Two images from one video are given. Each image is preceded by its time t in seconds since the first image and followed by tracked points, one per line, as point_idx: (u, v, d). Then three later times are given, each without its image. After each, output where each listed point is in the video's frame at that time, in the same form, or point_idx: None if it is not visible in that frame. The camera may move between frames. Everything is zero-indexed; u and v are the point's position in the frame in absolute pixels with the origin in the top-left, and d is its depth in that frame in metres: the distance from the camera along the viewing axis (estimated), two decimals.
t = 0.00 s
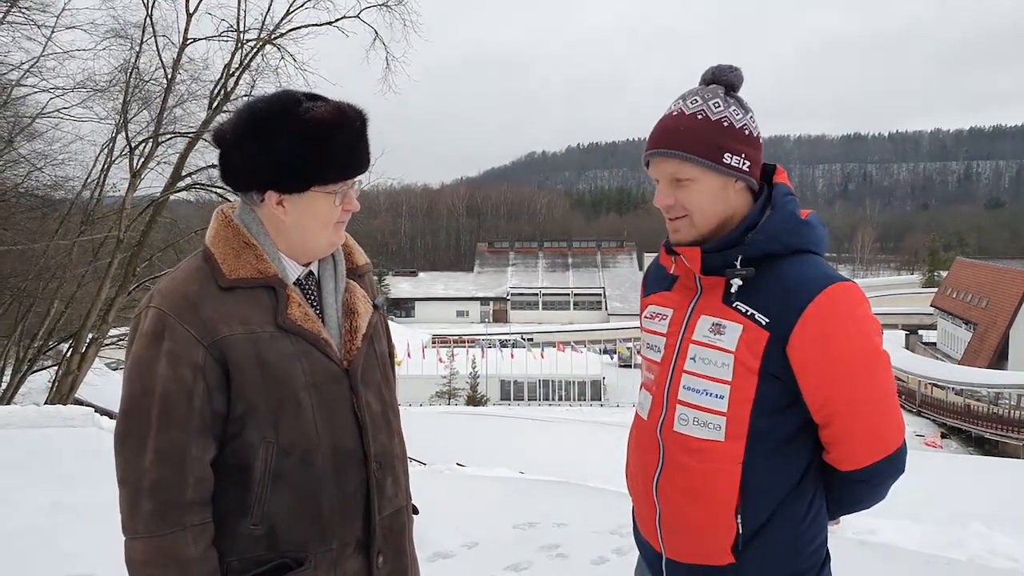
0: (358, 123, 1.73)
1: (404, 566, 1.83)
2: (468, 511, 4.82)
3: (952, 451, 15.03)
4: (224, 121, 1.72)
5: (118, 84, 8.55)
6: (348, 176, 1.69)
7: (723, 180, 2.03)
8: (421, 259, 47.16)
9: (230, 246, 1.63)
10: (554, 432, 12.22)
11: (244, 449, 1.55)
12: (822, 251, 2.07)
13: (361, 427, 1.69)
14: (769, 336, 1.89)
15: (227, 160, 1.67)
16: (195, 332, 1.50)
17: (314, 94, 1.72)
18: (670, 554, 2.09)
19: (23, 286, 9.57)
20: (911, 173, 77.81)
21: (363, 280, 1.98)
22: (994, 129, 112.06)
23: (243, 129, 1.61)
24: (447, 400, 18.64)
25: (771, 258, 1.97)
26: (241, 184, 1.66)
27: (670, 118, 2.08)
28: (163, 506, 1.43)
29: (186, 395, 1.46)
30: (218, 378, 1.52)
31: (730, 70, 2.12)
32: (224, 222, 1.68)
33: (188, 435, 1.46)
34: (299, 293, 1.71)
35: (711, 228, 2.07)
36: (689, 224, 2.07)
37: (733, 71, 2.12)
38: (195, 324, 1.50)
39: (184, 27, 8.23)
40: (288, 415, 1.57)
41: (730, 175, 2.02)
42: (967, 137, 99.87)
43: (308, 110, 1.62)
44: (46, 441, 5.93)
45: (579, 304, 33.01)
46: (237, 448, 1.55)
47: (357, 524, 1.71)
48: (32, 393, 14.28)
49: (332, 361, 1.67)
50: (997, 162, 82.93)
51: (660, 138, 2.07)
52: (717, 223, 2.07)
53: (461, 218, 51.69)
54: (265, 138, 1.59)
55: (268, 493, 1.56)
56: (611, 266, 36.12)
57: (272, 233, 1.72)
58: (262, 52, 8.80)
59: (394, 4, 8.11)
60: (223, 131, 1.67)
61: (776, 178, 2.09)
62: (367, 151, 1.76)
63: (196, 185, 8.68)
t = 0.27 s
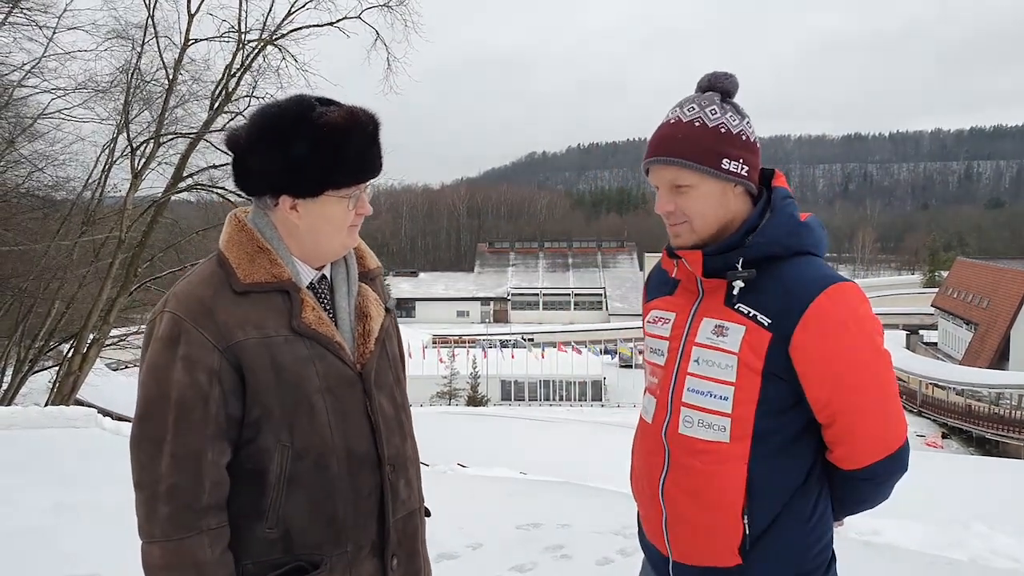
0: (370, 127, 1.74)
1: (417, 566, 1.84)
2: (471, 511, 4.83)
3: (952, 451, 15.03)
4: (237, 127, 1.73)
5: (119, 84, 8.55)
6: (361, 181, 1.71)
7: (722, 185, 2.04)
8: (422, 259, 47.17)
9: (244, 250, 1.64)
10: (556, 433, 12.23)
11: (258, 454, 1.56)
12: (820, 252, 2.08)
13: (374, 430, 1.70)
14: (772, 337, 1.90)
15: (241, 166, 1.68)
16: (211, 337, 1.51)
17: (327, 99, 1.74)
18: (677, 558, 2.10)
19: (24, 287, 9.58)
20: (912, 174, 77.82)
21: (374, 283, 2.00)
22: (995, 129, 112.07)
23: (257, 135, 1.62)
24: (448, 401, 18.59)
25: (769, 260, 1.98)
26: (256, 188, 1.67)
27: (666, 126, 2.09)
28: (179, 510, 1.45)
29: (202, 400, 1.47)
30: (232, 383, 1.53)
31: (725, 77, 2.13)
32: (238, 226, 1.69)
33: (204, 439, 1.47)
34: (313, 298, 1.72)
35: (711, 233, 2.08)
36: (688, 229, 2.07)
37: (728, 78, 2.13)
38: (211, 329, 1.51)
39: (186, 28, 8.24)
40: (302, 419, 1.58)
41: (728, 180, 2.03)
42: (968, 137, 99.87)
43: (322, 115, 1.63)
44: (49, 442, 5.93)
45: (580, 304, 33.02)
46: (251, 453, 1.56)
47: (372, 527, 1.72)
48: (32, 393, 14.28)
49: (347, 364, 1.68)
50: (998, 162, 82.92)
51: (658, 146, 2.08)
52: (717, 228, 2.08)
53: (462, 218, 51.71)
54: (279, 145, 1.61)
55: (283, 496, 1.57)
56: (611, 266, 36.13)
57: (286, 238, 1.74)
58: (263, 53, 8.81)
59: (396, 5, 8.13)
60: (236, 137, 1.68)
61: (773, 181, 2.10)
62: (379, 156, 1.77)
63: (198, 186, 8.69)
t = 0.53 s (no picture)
0: (386, 130, 1.68)
1: (430, 569, 1.79)
2: (476, 512, 4.79)
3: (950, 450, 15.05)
4: (250, 129, 1.67)
5: (114, 83, 8.47)
6: (376, 185, 1.65)
7: (722, 187, 1.99)
8: (420, 259, 47.08)
9: (258, 253, 1.58)
10: (557, 433, 12.17)
11: (272, 457, 1.51)
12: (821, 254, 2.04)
13: (389, 434, 1.65)
14: (775, 336, 1.85)
15: (254, 167, 1.62)
16: (226, 340, 1.46)
17: (341, 101, 1.68)
18: (680, 560, 2.04)
19: (18, 287, 9.47)
20: (908, 174, 78.12)
21: (386, 286, 1.94)
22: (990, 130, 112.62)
23: (272, 137, 1.57)
24: (447, 402, 18.32)
25: (770, 260, 1.94)
26: (268, 190, 1.61)
27: (664, 131, 2.04)
28: (194, 513, 1.39)
29: (217, 403, 1.42)
30: (247, 387, 1.48)
31: (720, 81, 2.09)
32: (251, 229, 1.63)
33: (219, 443, 1.42)
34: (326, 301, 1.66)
35: (712, 235, 2.03)
36: (689, 232, 2.03)
37: (724, 82, 2.10)
38: (226, 331, 1.46)
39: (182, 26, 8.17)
40: (317, 422, 1.53)
41: (728, 183, 1.99)
42: (963, 138, 100.32)
43: (337, 119, 1.58)
44: (45, 444, 5.85)
45: (579, 304, 33.02)
46: (265, 456, 1.51)
47: (385, 531, 1.66)
48: (28, 394, 14.15)
49: (360, 367, 1.62)
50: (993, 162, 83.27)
51: (658, 149, 2.03)
52: (718, 230, 2.04)
53: (461, 219, 51.65)
54: (294, 147, 1.55)
55: (297, 500, 1.52)
56: (610, 266, 36.13)
57: (299, 240, 1.68)
58: (261, 51, 8.73)
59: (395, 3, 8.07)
60: (250, 139, 1.63)
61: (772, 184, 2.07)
62: (393, 158, 1.72)
63: (194, 184, 8.61)
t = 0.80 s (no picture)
0: (393, 134, 1.70)
1: (432, 569, 1.82)
2: (472, 511, 4.81)
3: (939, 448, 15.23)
4: (258, 132, 1.70)
5: (106, 82, 8.43)
6: (381, 187, 1.68)
7: (712, 188, 2.04)
8: (413, 258, 47.06)
9: (264, 254, 1.61)
10: (551, 432, 12.22)
11: (278, 457, 1.53)
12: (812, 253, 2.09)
13: (393, 435, 1.68)
14: (770, 334, 1.90)
15: (262, 170, 1.65)
16: (232, 340, 1.48)
17: (349, 104, 1.71)
18: (676, 557, 2.09)
19: (8, 288, 9.41)
20: (898, 174, 78.80)
21: (391, 288, 1.97)
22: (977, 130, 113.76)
23: (281, 140, 1.60)
24: (440, 401, 18.53)
25: (763, 260, 1.99)
26: (276, 192, 1.64)
27: (655, 133, 2.09)
28: (199, 512, 1.42)
29: (223, 403, 1.45)
30: (253, 388, 1.51)
31: (708, 85, 2.14)
32: (258, 231, 1.65)
33: (225, 443, 1.44)
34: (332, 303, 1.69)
35: (704, 234, 2.08)
36: (682, 232, 2.08)
37: (712, 86, 2.14)
38: (232, 332, 1.49)
39: (175, 26, 8.14)
40: (322, 422, 1.56)
41: (719, 183, 2.04)
42: (952, 138, 101.23)
43: (345, 122, 1.61)
44: (38, 446, 5.82)
45: (571, 304, 33.12)
46: (269, 455, 1.53)
47: (389, 531, 1.69)
48: (19, 396, 14.07)
49: (365, 368, 1.65)
50: (981, 162, 84.13)
51: (649, 152, 2.08)
52: (709, 229, 2.08)
53: (454, 218, 51.66)
54: (302, 150, 1.58)
55: (302, 500, 1.54)
56: (603, 265, 36.23)
57: (306, 242, 1.71)
58: (254, 51, 8.71)
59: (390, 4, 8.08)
60: (258, 141, 1.66)
61: (763, 186, 2.12)
62: (399, 161, 1.74)
63: (187, 185, 8.59)
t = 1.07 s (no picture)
0: (391, 133, 1.69)
1: (427, 569, 1.81)
2: (462, 511, 4.80)
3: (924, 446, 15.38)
4: (255, 129, 1.68)
5: (90, 81, 8.34)
6: (379, 187, 1.66)
7: (703, 185, 2.05)
8: (402, 259, 46.93)
9: (261, 253, 1.60)
10: (540, 432, 12.22)
11: (274, 456, 1.51)
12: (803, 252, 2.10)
13: (389, 434, 1.67)
14: (758, 331, 1.91)
15: (258, 167, 1.63)
16: (228, 339, 1.47)
17: (347, 103, 1.70)
18: (664, 553, 2.08)
19: None
20: (884, 175, 79.52)
21: (388, 288, 1.96)
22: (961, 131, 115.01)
23: (277, 138, 1.58)
24: (429, 401, 18.53)
25: (753, 258, 1.99)
26: (272, 189, 1.63)
27: (648, 130, 2.09)
28: (194, 511, 1.40)
29: (219, 401, 1.43)
30: (249, 386, 1.49)
31: (702, 84, 2.14)
32: (254, 229, 1.64)
33: (221, 441, 1.43)
34: (329, 302, 1.68)
35: (694, 232, 2.09)
36: (672, 229, 2.08)
37: (704, 85, 2.15)
38: (228, 330, 1.47)
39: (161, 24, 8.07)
40: (319, 421, 1.55)
41: (709, 181, 2.04)
42: (936, 139, 102.30)
43: (343, 120, 1.60)
44: (21, 448, 5.74)
45: (560, 304, 33.17)
46: (266, 454, 1.52)
47: (384, 531, 1.68)
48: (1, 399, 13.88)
49: (361, 367, 1.64)
50: (965, 163, 85.06)
51: (640, 148, 2.08)
52: (699, 226, 2.09)
53: (443, 218, 51.59)
54: (299, 148, 1.56)
55: (298, 499, 1.53)
56: (592, 265, 36.31)
57: (302, 240, 1.70)
58: (241, 49, 8.64)
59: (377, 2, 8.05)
60: (255, 138, 1.64)
61: (755, 184, 2.13)
62: (397, 160, 1.73)
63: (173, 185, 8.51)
